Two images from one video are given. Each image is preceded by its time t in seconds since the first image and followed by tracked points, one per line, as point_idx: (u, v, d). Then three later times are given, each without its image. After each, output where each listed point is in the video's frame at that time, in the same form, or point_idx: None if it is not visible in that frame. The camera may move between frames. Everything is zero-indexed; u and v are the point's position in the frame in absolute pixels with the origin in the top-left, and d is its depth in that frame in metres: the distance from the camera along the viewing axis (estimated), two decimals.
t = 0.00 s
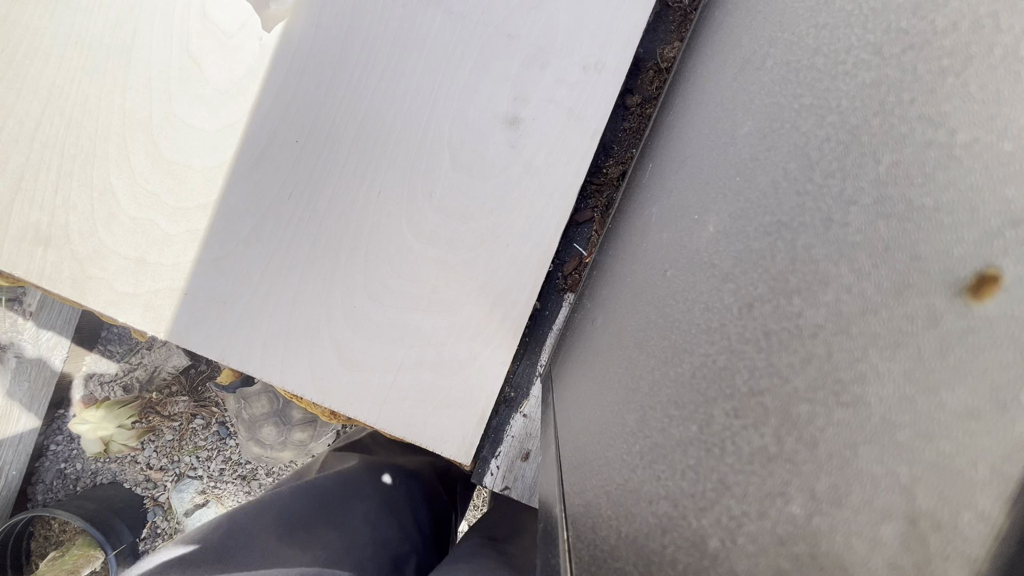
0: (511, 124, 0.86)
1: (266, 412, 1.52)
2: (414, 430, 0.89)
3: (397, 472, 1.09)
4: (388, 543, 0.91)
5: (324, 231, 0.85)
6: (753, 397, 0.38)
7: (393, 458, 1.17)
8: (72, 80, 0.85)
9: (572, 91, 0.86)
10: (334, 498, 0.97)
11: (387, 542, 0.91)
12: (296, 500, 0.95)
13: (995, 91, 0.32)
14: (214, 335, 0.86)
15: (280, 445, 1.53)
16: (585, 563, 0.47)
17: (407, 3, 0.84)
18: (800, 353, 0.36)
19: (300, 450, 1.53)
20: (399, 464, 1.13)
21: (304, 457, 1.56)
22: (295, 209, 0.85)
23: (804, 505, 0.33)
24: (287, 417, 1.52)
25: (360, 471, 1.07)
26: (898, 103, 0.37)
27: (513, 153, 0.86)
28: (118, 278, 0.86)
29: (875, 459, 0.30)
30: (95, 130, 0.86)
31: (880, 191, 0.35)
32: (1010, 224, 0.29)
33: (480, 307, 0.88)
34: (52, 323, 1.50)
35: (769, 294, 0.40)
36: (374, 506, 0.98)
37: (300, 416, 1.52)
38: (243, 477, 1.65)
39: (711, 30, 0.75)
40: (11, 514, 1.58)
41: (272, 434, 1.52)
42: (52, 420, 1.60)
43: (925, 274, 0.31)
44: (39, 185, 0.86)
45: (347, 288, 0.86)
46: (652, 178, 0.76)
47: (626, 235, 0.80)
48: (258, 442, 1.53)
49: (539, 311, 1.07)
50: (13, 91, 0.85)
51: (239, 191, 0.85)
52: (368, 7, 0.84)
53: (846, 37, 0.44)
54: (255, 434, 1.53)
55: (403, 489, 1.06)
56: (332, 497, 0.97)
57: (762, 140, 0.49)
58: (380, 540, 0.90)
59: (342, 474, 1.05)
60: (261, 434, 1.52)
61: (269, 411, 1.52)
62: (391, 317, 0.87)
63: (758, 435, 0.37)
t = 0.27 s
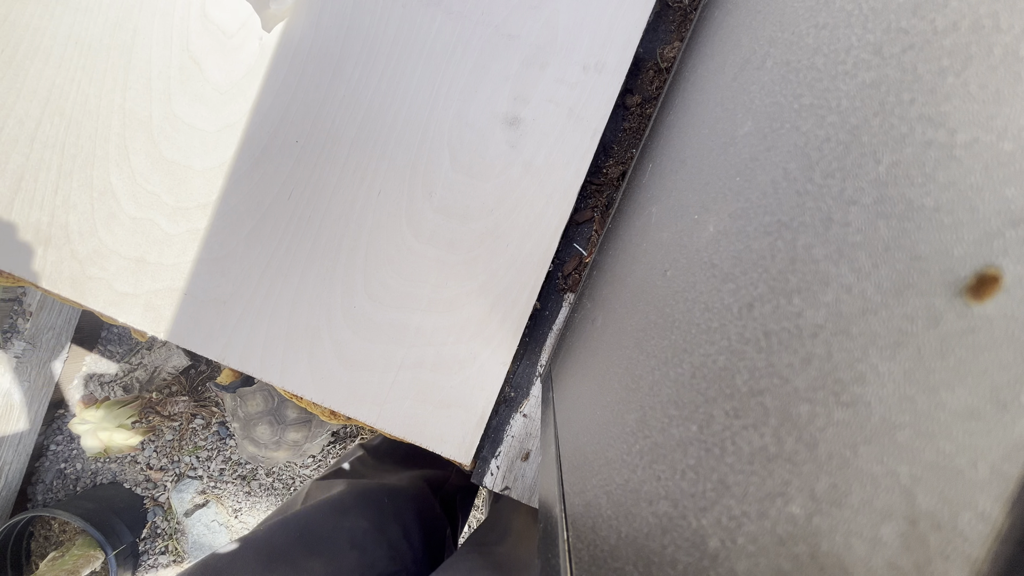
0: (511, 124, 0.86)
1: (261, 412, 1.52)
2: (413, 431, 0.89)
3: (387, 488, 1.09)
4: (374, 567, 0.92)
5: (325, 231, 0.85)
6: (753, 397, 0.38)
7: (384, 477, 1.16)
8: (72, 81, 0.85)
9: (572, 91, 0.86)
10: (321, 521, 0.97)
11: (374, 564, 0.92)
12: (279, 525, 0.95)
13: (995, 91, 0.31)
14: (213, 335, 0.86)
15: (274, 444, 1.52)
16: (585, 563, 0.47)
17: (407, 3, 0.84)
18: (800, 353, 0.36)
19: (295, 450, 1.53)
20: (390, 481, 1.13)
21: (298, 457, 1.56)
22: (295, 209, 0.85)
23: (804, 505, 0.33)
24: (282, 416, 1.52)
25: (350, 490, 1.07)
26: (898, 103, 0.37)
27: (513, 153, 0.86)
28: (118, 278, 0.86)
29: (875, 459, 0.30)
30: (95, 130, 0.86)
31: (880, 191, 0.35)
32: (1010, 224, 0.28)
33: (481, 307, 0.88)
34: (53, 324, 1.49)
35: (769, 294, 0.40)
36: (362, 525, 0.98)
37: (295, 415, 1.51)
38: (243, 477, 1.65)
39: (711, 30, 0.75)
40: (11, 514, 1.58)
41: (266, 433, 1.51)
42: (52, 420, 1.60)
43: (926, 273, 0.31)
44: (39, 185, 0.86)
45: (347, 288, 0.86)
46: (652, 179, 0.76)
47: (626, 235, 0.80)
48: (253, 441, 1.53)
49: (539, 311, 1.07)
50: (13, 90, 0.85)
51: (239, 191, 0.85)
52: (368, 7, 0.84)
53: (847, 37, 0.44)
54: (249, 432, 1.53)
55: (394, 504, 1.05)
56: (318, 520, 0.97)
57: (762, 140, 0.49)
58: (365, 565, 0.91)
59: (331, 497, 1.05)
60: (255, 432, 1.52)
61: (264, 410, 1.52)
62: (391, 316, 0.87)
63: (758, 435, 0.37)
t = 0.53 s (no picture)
0: (511, 124, 0.86)
1: (264, 412, 1.52)
2: (414, 431, 0.89)
3: (387, 488, 1.09)
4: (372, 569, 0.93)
5: (325, 231, 0.85)
6: (753, 397, 0.38)
7: (383, 475, 1.16)
8: (73, 81, 0.85)
9: (572, 91, 0.86)
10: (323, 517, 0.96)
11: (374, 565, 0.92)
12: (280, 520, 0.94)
13: (995, 91, 0.31)
14: (213, 335, 0.86)
15: (276, 446, 1.52)
16: (585, 563, 0.47)
17: (407, 3, 0.84)
18: (800, 353, 0.36)
19: (296, 453, 1.53)
20: (389, 480, 1.13)
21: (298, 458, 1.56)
22: (295, 209, 0.85)
23: (804, 505, 0.33)
24: (285, 418, 1.52)
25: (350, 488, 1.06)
26: (898, 102, 0.36)
27: (513, 153, 0.86)
28: (118, 278, 0.86)
29: (874, 459, 0.30)
30: (95, 130, 0.85)
31: (880, 191, 0.35)
32: (1010, 224, 0.28)
33: (481, 307, 0.88)
34: (53, 324, 1.46)
35: (769, 294, 0.40)
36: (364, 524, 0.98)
37: (297, 417, 1.51)
38: (243, 477, 1.66)
39: (711, 30, 0.75)
40: (11, 514, 1.58)
41: (269, 434, 1.52)
42: (52, 420, 1.60)
43: (925, 273, 0.31)
44: (39, 185, 0.85)
45: (347, 288, 0.86)
46: (652, 179, 0.76)
47: (626, 235, 0.80)
48: (254, 442, 1.54)
49: (539, 311, 1.07)
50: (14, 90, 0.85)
51: (239, 191, 0.85)
52: (368, 7, 0.84)
53: (847, 37, 0.44)
54: (251, 433, 1.53)
55: (393, 505, 1.05)
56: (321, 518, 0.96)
57: (762, 140, 0.49)
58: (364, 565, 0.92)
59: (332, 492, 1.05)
60: (257, 433, 1.52)
61: (267, 411, 1.52)
62: (391, 317, 0.87)
63: (758, 434, 0.37)
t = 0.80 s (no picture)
0: (511, 124, 0.86)
1: (267, 417, 1.52)
2: (414, 431, 0.89)
3: (386, 488, 1.09)
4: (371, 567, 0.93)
5: (324, 231, 0.85)
6: (754, 397, 0.38)
7: (380, 473, 1.17)
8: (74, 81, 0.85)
9: (572, 92, 0.86)
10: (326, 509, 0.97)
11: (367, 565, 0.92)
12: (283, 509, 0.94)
13: (995, 91, 0.30)
14: (214, 335, 0.86)
15: (278, 449, 1.52)
16: (585, 562, 0.47)
17: (406, 3, 0.84)
18: (800, 353, 0.36)
19: (297, 457, 1.53)
20: (386, 480, 1.14)
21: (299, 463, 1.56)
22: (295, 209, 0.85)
23: (804, 505, 0.33)
24: (289, 423, 1.52)
25: (349, 481, 1.08)
26: (898, 102, 0.36)
27: (513, 153, 0.86)
28: (118, 278, 0.86)
29: (875, 459, 0.30)
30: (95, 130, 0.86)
31: (880, 191, 0.35)
32: (1011, 224, 0.28)
33: (481, 307, 0.88)
34: (53, 323, 1.44)
35: (769, 294, 0.40)
36: (364, 521, 0.99)
37: (302, 422, 1.51)
38: (243, 477, 1.66)
39: (711, 30, 0.75)
40: (11, 513, 1.59)
41: (271, 439, 1.52)
42: (52, 419, 1.60)
43: (925, 273, 0.31)
44: (39, 186, 0.86)
45: (347, 288, 0.86)
46: (652, 179, 0.76)
47: (626, 235, 0.80)
48: (257, 445, 1.53)
49: (539, 311, 1.07)
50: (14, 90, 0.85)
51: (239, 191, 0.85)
52: (368, 7, 0.84)
53: (846, 37, 0.43)
54: (254, 436, 1.53)
55: (392, 501, 1.07)
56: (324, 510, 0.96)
57: (762, 140, 0.49)
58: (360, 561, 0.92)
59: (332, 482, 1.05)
60: (260, 437, 1.52)
61: (271, 415, 1.52)
62: (391, 317, 0.87)
63: (759, 434, 0.37)
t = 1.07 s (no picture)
0: (511, 124, 0.86)
1: (267, 419, 1.52)
2: (414, 431, 0.89)
3: (386, 488, 1.09)
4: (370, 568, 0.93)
5: (324, 231, 0.85)
6: (754, 397, 0.38)
7: (378, 469, 1.17)
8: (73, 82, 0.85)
9: (572, 92, 0.86)
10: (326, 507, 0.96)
11: (366, 565, 0.92)
12: (281, 505, 0.94)
13: (995, 91, 0.30)
14: (214, 335, 0.86)
15: (278, 453, 1.52)
16: (585, 563, 0.47)
17: (406, 3, 0.84)
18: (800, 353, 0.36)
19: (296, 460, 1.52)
20: (385, 476, 1.14)
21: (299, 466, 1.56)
22: (295, 209, 0.85)
23: (804, 505, 0.33)
24: (288, 426, 1.52)
25: (348, 477, 1.08)
26: (898, 102, 0.36)
27: (513, 153, 0.86)
28: (118, 279, 0.86)
29: (875, 459, 0.30)
30: (95, 130, 0.86)
31: (880, 191, 0.35)
32: (1011, 224, 0.28)
33: (481, 307, 0.88)
34: (52, 324, 1.45)
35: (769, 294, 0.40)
36: (364, 520, 0.99)
37: (303, 425, 1.52)
38: (243, 478, 1.65)
39: (711, 30, 0.75)
40: (11, 514, 1.59)
41: (270, 441, 1.52)
42: (52, 420, 1.60)
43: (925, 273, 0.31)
44: (39, 186, 0.85)
45: (347, 288, 0.86)
46: (652, 179, 0.76)
47: (626, 235, 0.80)
48: (256, 447, 1.53)
49: (539, 311, 1.07)
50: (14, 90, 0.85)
51: (239, 191, 0.85)
52: (368, 7, 0.84)
53: (846, 37, 0.44)
54: (253, 438, 1.53)
55: (392, 500, 1.07)
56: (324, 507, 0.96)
57: (762, 141, 0.49)
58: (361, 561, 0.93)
59: (331, 478, 1.05)
60: (259, 439, 1.52)
61: (270, 417, 1.52)
62: (391, 317, 0.87)
63: (758, 435, 0.37)
